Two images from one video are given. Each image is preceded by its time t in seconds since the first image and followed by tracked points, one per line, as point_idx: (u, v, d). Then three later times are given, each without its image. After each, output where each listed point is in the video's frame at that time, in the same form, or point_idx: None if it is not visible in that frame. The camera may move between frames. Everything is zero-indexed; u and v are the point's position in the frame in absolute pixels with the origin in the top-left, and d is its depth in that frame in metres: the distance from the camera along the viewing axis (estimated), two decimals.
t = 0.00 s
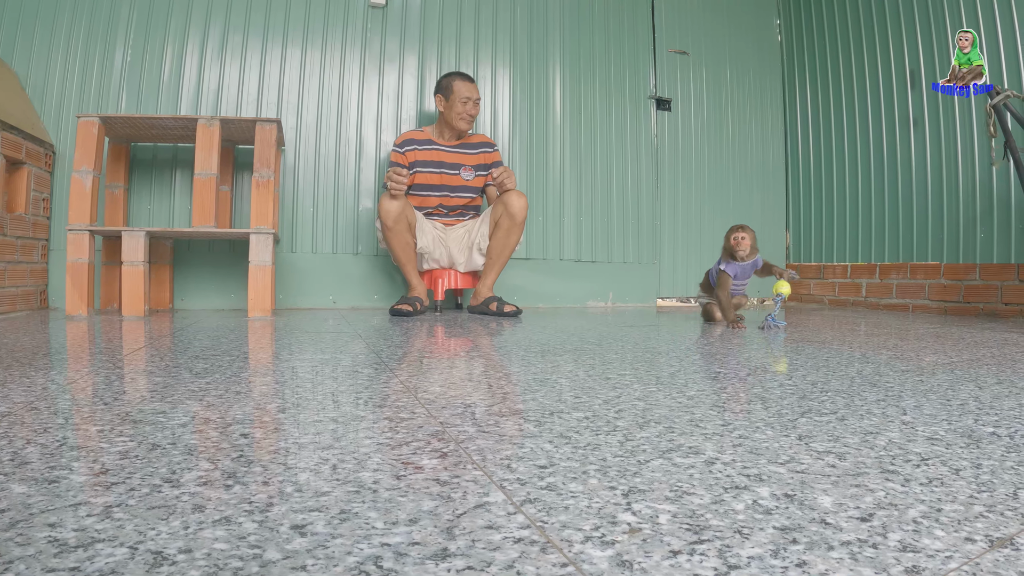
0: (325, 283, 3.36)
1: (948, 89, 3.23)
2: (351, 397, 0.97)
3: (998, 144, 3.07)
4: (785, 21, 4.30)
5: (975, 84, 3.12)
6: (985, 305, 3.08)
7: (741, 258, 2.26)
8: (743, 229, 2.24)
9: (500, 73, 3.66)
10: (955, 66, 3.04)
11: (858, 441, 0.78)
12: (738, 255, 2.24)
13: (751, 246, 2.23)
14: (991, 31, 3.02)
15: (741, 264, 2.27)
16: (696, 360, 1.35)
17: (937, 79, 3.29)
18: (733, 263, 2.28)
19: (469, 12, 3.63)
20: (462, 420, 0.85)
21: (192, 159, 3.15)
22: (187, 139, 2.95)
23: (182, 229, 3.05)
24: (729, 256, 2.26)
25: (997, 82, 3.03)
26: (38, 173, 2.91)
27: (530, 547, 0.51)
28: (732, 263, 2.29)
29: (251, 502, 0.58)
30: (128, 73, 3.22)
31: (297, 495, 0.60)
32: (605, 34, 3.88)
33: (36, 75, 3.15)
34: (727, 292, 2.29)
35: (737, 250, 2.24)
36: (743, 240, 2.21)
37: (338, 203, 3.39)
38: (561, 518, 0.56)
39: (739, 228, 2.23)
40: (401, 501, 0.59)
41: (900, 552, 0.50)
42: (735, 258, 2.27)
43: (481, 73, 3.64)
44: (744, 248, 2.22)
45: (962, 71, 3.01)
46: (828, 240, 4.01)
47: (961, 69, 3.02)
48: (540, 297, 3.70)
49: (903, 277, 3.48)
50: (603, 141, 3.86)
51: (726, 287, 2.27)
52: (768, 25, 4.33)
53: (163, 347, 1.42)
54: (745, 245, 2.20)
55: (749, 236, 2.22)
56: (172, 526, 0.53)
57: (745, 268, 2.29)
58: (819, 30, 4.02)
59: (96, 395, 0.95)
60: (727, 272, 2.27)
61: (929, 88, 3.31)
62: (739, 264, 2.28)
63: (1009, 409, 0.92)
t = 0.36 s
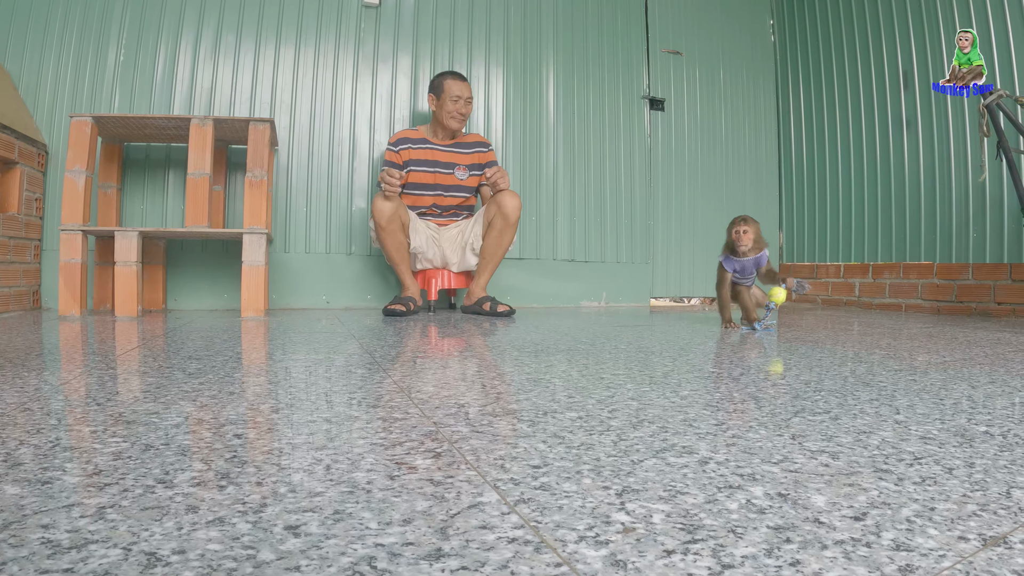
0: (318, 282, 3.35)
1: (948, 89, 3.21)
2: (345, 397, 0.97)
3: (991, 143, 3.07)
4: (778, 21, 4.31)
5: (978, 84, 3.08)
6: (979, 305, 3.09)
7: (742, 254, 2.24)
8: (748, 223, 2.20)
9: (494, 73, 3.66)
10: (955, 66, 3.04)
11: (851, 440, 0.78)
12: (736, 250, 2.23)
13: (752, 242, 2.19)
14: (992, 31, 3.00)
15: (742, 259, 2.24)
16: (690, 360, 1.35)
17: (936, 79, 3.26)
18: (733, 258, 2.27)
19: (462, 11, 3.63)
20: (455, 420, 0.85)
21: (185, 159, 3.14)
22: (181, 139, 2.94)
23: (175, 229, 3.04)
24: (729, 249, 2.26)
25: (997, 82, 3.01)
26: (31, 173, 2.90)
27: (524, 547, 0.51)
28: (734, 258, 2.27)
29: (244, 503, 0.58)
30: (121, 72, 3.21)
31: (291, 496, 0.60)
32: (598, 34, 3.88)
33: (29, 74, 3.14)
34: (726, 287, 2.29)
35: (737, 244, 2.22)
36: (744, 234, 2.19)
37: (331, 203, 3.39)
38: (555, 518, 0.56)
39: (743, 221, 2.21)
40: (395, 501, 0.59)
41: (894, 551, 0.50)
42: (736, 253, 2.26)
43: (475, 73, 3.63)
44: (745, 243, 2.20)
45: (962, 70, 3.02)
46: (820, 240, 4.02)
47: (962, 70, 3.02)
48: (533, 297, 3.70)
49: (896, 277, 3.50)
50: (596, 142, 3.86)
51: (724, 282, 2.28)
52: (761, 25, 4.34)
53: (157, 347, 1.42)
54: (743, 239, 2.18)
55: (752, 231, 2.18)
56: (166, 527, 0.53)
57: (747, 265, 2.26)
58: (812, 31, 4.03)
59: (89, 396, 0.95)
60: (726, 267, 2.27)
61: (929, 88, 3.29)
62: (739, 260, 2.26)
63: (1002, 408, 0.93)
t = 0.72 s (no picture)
0: (309, 283, 3.35)
1: (948, 89, 3.17)
2: (334, 398, 0.96)
3: (981, 143, 3.07)
4: (769, 21, 4.32)
5: (976, 84, 3.03)
6: (969, 305, 3.11)
7: (735, 256, 2.24)
8: (744, 226, 2.19)
9: (484, 74, 3.66)
10: (955, 66, 3.10)
11: (840, 441, 0.78)
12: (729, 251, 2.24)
13: (745, 245, 2.18)
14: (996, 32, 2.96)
15: (736, 261, 2.25)
16: (680, 360, 1.35)
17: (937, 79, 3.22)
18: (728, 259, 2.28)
19: (453, 12, 3.62)
20: (444, 421, 0.85)
21: (175, 159, 3.13)
22: (173, 139, 2.94)
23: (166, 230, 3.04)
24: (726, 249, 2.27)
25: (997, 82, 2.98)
26: (21, 174, 2.89)
27: (511, 549, 0.50)
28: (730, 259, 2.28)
29: (231, 505, 0.58)
30: (112, 73, 3.20)
31: (278, 498, 0.60)
32: (589, 35, 3.89)
33: (19, 74, 3.13)
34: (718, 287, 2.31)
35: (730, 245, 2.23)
36: (736, 235, 2.19)
37: (322, 204, 3.39)
38: (543, 519, 0.56)
39: (740, 223, 2.20)
40: (382, 503, 0.59)
41: (881, 552, 0.50)
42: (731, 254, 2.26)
43: (466, 73, 3.64)
44: (738, 245, 2.20)
45: (962, 70, 3.07)
46: (811, 241, 4.03)
47: (962, 69, 3.07)
48: (524, 297, 3.70)
49: (886, 277, 3.51)
50: (587, 142, 3.86)
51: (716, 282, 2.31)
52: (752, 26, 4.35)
53: (146, 349, 1.41)
54: (733, 241, 2.19)
55: (746, 234, 2.17)
56: (152, 529, 0.52)
57: (741, 267, 2.25)
58: (803, 31, 4.05)
59: (77, 397, 0.94)
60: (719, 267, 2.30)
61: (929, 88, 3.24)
62: (732, 262, 2.26)
63: (991, 407, 0.93)
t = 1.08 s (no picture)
0: (296, 283, 3.34)
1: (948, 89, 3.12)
2: (320, 399, 0.96)
3: (967, 143, 3.07)
4: (757, 22, 4.35)
5: (976, 84, 3.00)
6: (955, 304, 3.10)
7: (733, 255, 2.23)
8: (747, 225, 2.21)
9: (472, 75, 3.66)
10: (955, 67, 3.07)
11: (825, 440, 0.78)
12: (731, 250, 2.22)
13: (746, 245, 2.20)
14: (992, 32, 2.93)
15: (734, 260, 2.23)
16: (666, 360, 1.35)
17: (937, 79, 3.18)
18: (723, 259, 2.24)
19: (440, 12, 3.62)
20: (429, 421, 0.85)
21: (162, 159, 3.12)
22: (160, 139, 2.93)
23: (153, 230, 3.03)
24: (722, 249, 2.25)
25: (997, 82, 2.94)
26: (7, 173, 2.87)
27: (492, 548, 0.50)
28: (725, 259, 2.25)
29: (214, 506, 0.57)
30: (98, 74, 3.18)
31: (261, 498, 0.59)
32: (577, 35, 3.89)
33: (5, 75, 3.12)
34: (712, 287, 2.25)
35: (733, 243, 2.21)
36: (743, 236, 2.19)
37: (309, 204, 3.38)
38: (525, 519, 0.56)
39: (746, 222, 2.21)
40: (365, 503, 0.59)
41: (863, 551, 0.50)
42: (729, 254, 2.24)
43: (453, 74, 3.63)
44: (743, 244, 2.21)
45: (962, 71, 3.04)
46: (797, 240, 4.05)
47: (961, 70, 3.04)
48: (512, 297, 3.70)
49: (873, 277, 3.52)
50: (574, 142, 3.87)
51: (711, 282, 2.24)
52: (739, 27, 4.37)
53: (132, 349, 1.41)
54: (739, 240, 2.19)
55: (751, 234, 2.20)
56: (134, 530, 0.52)
57: (736, 268, 2.25)
58: (790, 32, 4.07)
59: (62, 398, 0.94)
60: (714, 267, 2.24)
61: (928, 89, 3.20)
62: (729, 261, 2.24)
63: (976, 407, 0.94)
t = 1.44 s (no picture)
0: (278, 283, 3.32)
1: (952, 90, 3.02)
2: (301, 399, 0.96)
3: (948, 144, 3.09)
4: (739, 23, 4.41)
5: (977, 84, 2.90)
6: (935, 304, 3.13)
7: (718, 257, 2.25)
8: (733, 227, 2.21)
9: (454, 75, 3.65)
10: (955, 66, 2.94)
11: (806, 439, 0.79)
12: (715, 251, 2.25)
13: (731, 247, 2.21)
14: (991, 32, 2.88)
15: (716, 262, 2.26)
16: (648, 360, 1.35)
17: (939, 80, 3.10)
18: (707, 260, 2.28)
19: (423, 11, 3.61)
20: (410, 421, 0.85)
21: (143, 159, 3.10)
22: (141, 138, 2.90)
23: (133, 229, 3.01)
24: (706, 250, 2.28)
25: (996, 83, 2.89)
26: None
27: (474, 548, 0.50)
28: (709, 260, 2.28)
29: (195, 507, 0.57)
30: (79, 72, 3.14)
31: (242, 499, 0.59)
32: (559, 36, 3.91)
33: None
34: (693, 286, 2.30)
35: (716, 245, 2.24)
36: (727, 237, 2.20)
37: (291, 203, 3.37)
38: (506, 519, 0.56)
39: (732, 225, 2.22)
40: (346, 504, 0.59)
41: (844, 549, 0.50)
42: (713, 256, 2.27)
43: (435, 73, 3.62)
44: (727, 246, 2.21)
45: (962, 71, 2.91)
46: (779, 240, 4.10)
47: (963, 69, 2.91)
48: (493, 298, 3.69)
49: (854, 277, 3.56)
50: (557, 142, 3.88)
51: (692, 281, 2.30)
52: (721, 30, 4.42)
53: (113, 350, 1.39)
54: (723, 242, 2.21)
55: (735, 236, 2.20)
56: (115, 532, 0.52)
57: (720, 269, 2.26)
58: (772, 34, 4.13)
59: (43, 399, 0.93)
60: (696, 267, 2.29)
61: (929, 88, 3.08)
62: (712, 262, 2.27)
63: (956, 405, 0.94)
